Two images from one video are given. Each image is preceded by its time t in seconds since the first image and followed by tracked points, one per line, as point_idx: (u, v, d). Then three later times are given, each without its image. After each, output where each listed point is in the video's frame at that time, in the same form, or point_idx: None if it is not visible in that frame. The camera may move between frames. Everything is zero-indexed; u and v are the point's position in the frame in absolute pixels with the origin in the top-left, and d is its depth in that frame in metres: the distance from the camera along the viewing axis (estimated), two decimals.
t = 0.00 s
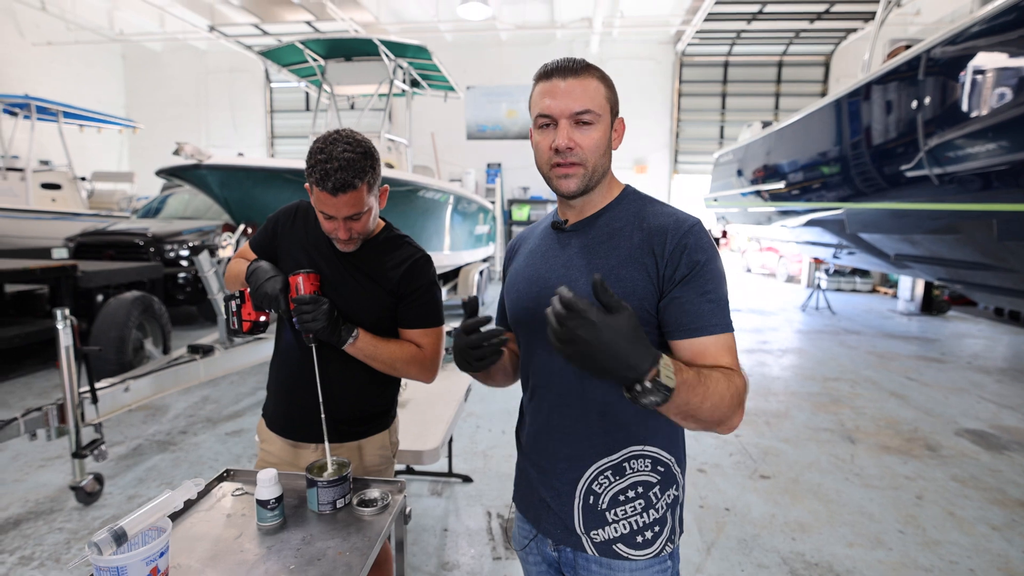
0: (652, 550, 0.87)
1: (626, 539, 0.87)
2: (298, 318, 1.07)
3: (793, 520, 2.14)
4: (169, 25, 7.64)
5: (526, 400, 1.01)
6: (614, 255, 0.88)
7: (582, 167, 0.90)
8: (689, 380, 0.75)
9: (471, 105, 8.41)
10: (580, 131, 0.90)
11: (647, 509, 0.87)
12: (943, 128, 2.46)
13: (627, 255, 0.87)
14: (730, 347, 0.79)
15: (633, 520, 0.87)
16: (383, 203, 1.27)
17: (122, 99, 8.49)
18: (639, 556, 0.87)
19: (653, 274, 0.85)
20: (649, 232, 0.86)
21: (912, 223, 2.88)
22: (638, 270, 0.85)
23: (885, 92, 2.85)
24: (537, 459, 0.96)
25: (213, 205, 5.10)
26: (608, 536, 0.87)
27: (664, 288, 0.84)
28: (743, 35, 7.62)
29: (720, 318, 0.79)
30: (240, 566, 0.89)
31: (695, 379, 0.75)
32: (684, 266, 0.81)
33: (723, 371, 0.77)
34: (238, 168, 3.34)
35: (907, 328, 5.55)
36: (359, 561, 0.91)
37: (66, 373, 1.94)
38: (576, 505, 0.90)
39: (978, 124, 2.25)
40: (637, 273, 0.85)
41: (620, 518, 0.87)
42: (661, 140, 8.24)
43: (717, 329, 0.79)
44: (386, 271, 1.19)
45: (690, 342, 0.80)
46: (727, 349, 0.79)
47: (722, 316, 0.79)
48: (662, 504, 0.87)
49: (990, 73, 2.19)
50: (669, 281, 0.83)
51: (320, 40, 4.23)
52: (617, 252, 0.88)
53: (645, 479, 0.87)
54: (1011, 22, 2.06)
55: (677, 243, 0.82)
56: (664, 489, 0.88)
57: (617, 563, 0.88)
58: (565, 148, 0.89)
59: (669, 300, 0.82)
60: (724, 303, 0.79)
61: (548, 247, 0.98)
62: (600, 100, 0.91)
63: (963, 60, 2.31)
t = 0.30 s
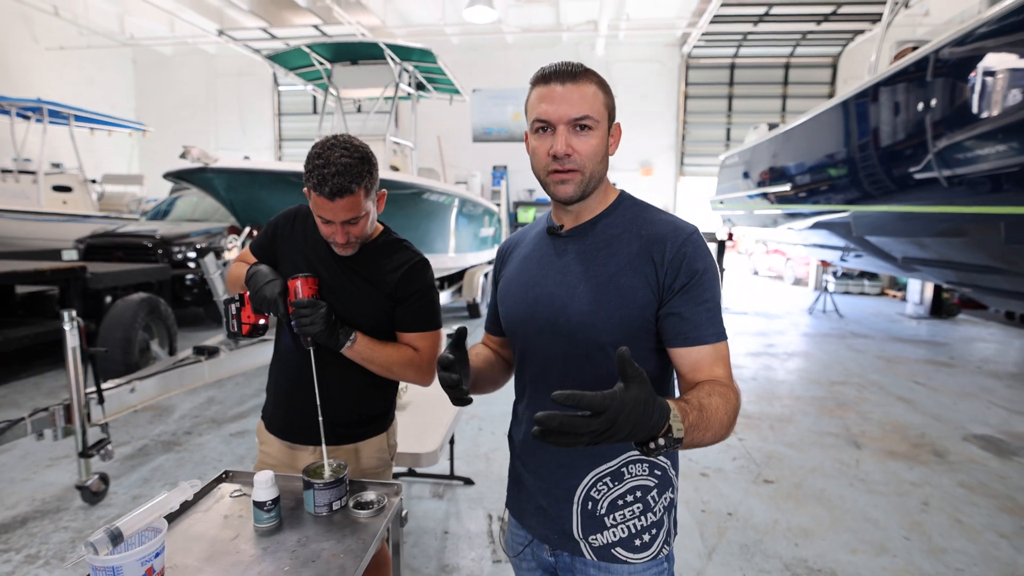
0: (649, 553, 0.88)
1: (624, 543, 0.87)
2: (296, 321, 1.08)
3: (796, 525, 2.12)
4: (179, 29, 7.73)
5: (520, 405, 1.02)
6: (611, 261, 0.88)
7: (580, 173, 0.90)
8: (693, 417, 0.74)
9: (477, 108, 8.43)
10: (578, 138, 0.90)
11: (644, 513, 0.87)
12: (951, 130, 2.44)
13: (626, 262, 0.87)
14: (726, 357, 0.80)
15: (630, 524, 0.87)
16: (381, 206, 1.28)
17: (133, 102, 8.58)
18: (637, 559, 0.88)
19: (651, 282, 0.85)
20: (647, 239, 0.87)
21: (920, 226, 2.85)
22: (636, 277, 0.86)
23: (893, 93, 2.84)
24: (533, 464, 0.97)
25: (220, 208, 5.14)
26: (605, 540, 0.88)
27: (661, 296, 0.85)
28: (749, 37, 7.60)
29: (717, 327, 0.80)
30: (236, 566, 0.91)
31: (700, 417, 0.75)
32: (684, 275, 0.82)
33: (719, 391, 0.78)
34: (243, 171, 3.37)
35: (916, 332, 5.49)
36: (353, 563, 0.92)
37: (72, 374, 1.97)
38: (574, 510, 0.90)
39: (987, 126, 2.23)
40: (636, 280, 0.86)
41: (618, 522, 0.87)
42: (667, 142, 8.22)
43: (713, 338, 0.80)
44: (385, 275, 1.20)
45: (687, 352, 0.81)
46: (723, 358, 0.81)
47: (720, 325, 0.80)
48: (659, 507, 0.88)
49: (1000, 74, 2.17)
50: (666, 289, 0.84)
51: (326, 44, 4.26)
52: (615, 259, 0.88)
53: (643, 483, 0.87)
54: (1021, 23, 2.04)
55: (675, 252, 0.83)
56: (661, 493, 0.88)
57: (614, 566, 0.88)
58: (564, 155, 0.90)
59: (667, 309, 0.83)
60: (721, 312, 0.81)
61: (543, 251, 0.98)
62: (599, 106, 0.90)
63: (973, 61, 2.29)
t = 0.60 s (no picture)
0: (642, 558, 0.88)
1: (617, 547, 0.87)
2: (295, 323, 1.09)
3: (799, 531, 2.11)
4: (190, 34, 7.83)
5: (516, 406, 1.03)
6: (609, 268, 0.89)
7: (570, 184, 0.90)
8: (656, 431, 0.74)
9: (484, 111, 8.46)
10: (566, 148, 0.89)
11: (638, 517, 0.87)
12: (961, 131, 2.43)
13: (623, 269, 0.88)
14: (723, 366, 0.80)
15: (624, 528, 0.87)
16: (381, 210, 1.29)
17: (144, 106, 8.69)
18: (630, 563, 0.88)
19: (648, 290, 0.85)
20: (645, 246, 0.87)
21: (928, 229, 2.83)
22: (633, 284, 0.86)
23: (902, 94, 2.82)
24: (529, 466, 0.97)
25: (228, 211, 5.19)
26: (599, 544, 0.88)
27: (658, 305, 0.85)
28: (757, 40, 7.58)
29: (713, 337, 0.80)
30: (232, 565, 0.92)
31: (663, 432, 0.74)
32: (680, 284, 0.82)
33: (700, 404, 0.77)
34: (250, 174, 3.41)
35: (926, 336, 5.43)
36: (348, 564, 0.92)
37: (80, 374, 2.00)
38: (568, 515, 0.90)
39: (998, 128, 2.21)
40: (633, 287, 0.86)
41: (612, 526, 0.87)
42: (673, 145, 8.21)
43: (708, 348, 0.80)
44: (384, 279, 1.21)
45: (682, 361, 0.81)
46: (719, 368, 0.80)
47: (716, 335, 0.80)
48: (654, 512, 0.88)
49: (1011, 75, 2.16)
50: (663, 298, 0.84)
51: (333, 49, 4.30)
52: (612, 266, 0.89)
53: (638, 488, 0.87)
54: None
55: (673, 260, 0.84)
56: (656, 499, 0.88)
57: (608, 570, 0.88)
58: (551, 167, 0.89)
59: (664, 317, 0.83)
60: (719, 321, 0.81)
61: (542, 255, 0.98)
62: (585, 114, 0.89)
63: (983, 61, 2.28)
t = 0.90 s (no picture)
0: (644, 562, 0.87)
1: (618, 550, 0.87)
2: (296, 324, 1.10)
3: (805, 536, 2.09)
4: (200, 38, 7.90)
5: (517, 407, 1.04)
6: (607, 273, 0.88)
7: (526, 199, 0.93)
8: (621, 435, 0.80)
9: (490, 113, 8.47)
10: (516, 167, 0.91)
11: (639, 522, 0.87)
12: (973, 133, 2.41)
13: (621, 275, 0.87)
14: (723, 376, 0.78)
15: (625, 532, 0.87)
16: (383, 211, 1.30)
17: (155, 109, 8.79)
18: (631, 567, 0.87)
19: (647, 296, 0.84)
20: (644, 251, 0.86)
21: (939, 232, 2.81)
22: (631, 290, 0.85)
23: (913, 94, 2.80)
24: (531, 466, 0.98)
25: (237, 213, 5.22)
26: (600, 547, 0.88)
27: (657, 312, 0.84)
28: (765, 42, 7.53)
29: (714, 346, 0.78)
30: (232, 564, 0.92)
31: (624, 435, 0.79)
32: (677, 292, 0.80)
33: (687, 415, 0.77)
34: (257, 176, 3.43)
35: (937, 341, 5.37)
36: (347, 563, 0.93)
37: (88, 374, 2.01)
38: (570, 516, 0.90)
39: (1011, 129, 2.19)
40: (631, 294, 0.85)
41: (613, 530, 0.87)
42: (681, 147, 8.18)
43: (707, 358, 0.78)
44: (384, 280, 1.21)
45: (680, 370, 0.80)
46: (719, 378, 0.79)
47: (716, 345, 0.78)
48: (656, 517, 0.88)
49: None
50: (662, 306, 0.82)
51: (340, 52, 4.32)
52: (610, 271, 0.88)
53: (640, 492, 0.87)
54: None
55: (671, 267, 0.82)
56: (659, 504, 0.88)
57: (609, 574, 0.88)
58: (506, 187, 0.94)
59: (662, 325, 0.82)
60: (719, 331, 0.79)
61: (544, 258, 0.98)
62: (525, 132, 0.89)
63: (997, 61, 2.26)
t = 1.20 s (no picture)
0: (645, 563, 0.86)
1: (618, 551, 0.87)
2: (298, 324, 1.11)
3: (810, 538, 2.08)
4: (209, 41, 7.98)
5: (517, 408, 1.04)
6: (603, 270, 0.88)
7: (528, 198, 0.92)
8: (621, 430, 0.79)
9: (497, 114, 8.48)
10: (518, 165, 0.90)
11: (640, 523, 0.86)
12: (984, 133, 2.39)
13: (616, 271, 0.87)
14: (718, 370, 0.78)
15: (625, 533, 0.86)
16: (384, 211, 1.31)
17: (165, 112, 8.87)
18: (631, 568, 0.87)
19: (641, 291, 0.84)
20: (638, 247, 0.86)
21: (950, 232, 2.78)
22: (626, 286, 0.85)
23: (924, 92, 2.77)
24: (533, 466, 0.98)
25: (244, 214, 5.26)
26: (600, 547, 0.87)
27: (651, 306, 0.84)
28: (773, 42, 7.49)
29: (710, 339, 0.78)
30: (232, 560, 0.93)
31: (624, 429, 0.78)
32: (670, 286, 0.80)
33: (688, 409, 0.76)
34: (264, 178, 3.46)
35: (948, 343, 5.31)
36: (346, 561, 0.93)
37: (96, 373, 2.04)
38: (570, 516, 0.90)
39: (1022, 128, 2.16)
40: (626, 290, 0.85)
41: (613, 530, 0.87)
42: (688, 148, 8.15)
43: (703, 352, 0.77)
44: (384, 280, 1.22)
45: (677, 364, 0.79)
46: (716, 372, 0.78)
47: (710, 337, 0.78)
48: (657, 519, 0.87)
49: None
50: (656, 300, 0.82)
51: (347, 54, 4.35)
52: (606, 268, 0.88)
53: (640, 493, 0.87)
54: None
55: (664, 261, 0.82)
56: (660, 505, 0.87)
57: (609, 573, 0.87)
58: (508, 184, 0.93)
59: (657, 319, 0.81)
60: (714, 324, 0.78)
61: (542, 259, 0.99)
62: (527, 128, 0.88)
63: (1008, 58, 2.23)
